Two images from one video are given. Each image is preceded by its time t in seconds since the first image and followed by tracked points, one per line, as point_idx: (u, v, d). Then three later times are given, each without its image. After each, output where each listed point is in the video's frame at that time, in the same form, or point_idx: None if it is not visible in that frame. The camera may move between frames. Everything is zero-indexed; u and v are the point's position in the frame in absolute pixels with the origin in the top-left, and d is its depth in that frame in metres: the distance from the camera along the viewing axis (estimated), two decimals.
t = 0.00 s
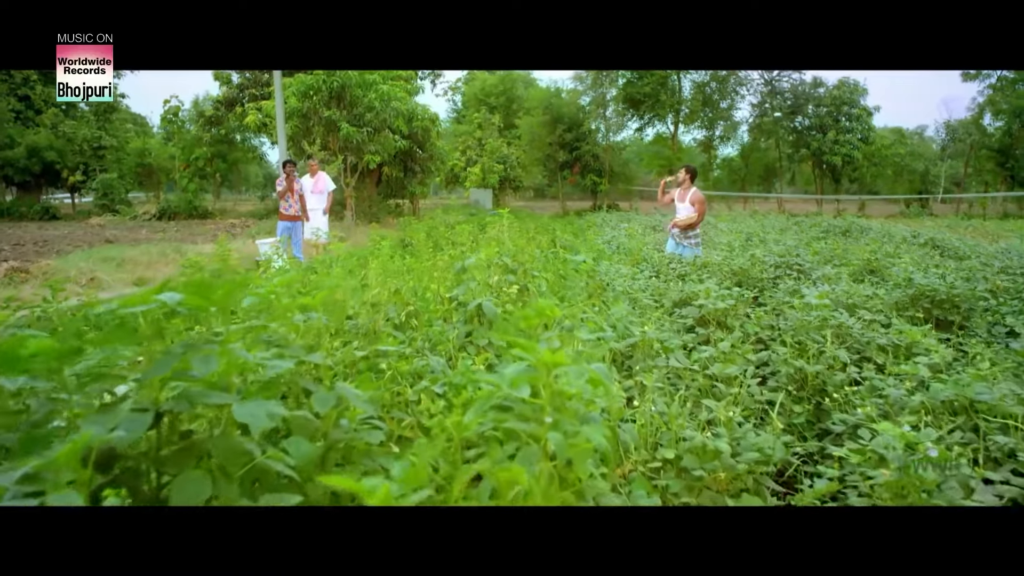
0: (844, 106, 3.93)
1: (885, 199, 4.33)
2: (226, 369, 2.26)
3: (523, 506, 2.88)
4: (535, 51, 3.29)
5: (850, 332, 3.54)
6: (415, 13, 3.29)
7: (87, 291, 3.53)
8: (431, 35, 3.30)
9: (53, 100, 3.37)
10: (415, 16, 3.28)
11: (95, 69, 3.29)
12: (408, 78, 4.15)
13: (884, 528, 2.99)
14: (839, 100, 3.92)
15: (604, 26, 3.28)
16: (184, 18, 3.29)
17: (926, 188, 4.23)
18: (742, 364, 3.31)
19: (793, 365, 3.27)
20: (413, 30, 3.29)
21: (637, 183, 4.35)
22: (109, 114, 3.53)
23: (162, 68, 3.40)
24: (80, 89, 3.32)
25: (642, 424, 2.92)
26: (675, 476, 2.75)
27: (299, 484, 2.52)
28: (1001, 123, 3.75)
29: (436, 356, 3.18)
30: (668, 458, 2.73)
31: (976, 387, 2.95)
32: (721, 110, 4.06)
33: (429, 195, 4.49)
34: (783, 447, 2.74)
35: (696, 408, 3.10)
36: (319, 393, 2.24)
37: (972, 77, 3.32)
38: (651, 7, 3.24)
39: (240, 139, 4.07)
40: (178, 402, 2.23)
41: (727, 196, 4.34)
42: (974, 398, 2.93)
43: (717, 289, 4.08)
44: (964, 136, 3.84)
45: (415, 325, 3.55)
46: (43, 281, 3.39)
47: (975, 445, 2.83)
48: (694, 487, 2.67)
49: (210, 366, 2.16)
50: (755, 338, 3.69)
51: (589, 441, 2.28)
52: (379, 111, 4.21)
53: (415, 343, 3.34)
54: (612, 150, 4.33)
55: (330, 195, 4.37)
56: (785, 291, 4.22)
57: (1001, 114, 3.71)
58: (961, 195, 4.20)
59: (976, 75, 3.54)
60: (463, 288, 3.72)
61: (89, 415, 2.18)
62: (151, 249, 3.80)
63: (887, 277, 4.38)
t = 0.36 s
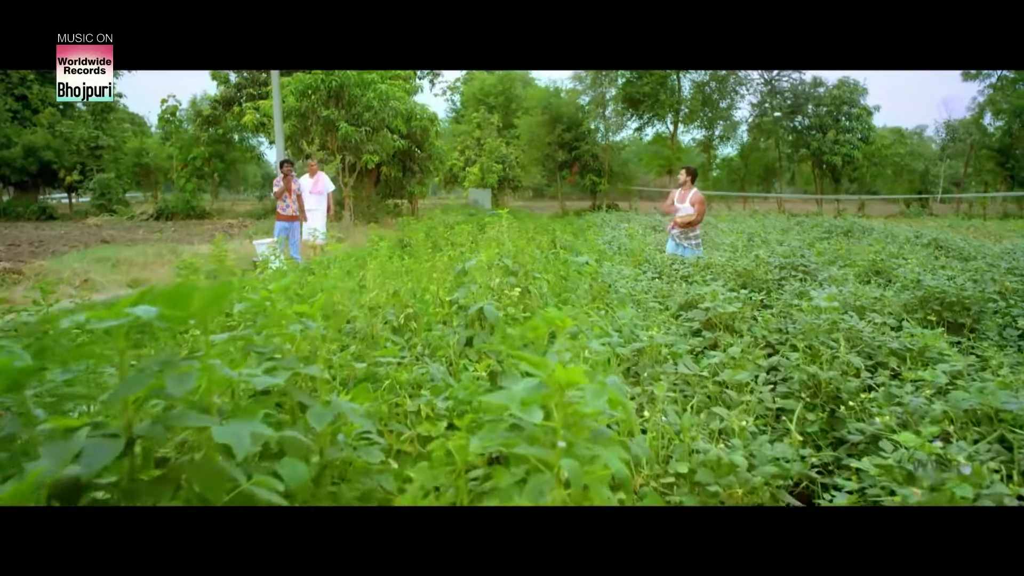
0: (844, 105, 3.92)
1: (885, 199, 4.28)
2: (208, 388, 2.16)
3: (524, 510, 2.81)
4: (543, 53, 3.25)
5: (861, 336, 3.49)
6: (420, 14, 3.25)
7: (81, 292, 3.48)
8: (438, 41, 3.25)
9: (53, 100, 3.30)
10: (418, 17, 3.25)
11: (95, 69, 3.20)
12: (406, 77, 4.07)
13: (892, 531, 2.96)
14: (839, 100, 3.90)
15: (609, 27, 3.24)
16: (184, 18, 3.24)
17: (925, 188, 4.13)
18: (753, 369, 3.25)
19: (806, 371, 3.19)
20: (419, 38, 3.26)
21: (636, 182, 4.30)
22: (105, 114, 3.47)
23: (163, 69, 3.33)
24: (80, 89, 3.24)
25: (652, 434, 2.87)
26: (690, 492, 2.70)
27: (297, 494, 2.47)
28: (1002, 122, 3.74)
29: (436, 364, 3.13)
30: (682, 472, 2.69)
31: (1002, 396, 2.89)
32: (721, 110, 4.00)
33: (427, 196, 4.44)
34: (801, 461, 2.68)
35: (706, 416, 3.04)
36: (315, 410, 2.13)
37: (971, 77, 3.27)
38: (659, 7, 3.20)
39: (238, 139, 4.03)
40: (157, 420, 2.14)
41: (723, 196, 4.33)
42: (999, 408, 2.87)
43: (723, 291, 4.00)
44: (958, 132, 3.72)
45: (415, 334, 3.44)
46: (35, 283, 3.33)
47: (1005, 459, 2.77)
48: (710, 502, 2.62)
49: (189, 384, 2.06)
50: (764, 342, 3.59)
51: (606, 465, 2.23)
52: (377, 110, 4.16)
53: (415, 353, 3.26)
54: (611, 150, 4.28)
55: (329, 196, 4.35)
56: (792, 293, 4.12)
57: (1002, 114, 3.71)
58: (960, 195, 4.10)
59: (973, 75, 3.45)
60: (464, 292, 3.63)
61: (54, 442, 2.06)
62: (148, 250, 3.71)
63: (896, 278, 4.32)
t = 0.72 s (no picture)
0: (844, 105, 3.84)
1: (884, 199, 4.19)
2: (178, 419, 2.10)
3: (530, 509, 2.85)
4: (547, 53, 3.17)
5: (876, 341, 3.43)
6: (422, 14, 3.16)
7: (74, 293, 3.49)
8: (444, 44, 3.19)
9: (52, 99, 3.30)
10: (420, 17, 3.17)
11: (96, 69, 3.17)
12: (405, 76, 4.11)
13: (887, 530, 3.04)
14: (843, 99, 3.79)
15: (619, 25, 3.17)
16: (184, 17, 3.17)
17: (925, 188, 4.12)
18: (768, 378, 3.20)
19: (824, 380, 3.12)
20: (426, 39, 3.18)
21: (635, 182, 4.16)
22: (104, 113, 3.44)
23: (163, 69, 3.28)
24: (80, 89, 3.21)
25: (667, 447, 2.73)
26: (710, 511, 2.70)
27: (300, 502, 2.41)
28: (1003, 122, 3.74)
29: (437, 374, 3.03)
30: (701, 490, 2.60)
31: None
32: (721, 110, 3.93)
33: (426, 195, 4.36)
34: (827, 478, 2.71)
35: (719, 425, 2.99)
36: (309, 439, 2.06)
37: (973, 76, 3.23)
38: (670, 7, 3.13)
39: (235, 139, 3.98)
40: (124, 449, 2.09)
41: (721, 197, 4.23)
42: None
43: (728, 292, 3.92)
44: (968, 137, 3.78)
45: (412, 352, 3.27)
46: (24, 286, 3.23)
47: None
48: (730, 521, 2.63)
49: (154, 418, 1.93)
50: (775, 346, 3.58)
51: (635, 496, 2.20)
52: (376, 110, 4.16)
53: (415, 363, 3.20)
54: (611, 150, 4.19)
55: (331, 196, 4.28)
56: (801, 295, 4.06)
57: (1003, 113, 3.71)
58: (960, 196, 4.09)
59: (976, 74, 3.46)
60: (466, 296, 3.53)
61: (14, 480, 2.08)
62: (143, 250, 3.67)
63: (908, 280, 4.26)
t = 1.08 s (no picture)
0: (846, 104, 3.77)
1: (884, 199, 4.15)
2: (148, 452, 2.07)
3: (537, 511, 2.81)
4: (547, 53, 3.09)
5: (892, 346, 3.34)
6: (421, 12, 3.05)
7: (69, 296, 3.48)
8: (440, 45, 3.09)
9: (51, 98, 3.27)
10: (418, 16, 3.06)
11: (95, 69, 3.10)
12: (405, 75, 4.04)
13: (908, 543, 2.85)
14: (843, 99, 3.72)
15: (634, 24, 3.07)
16: (185, 17, 3.08)
17: (926, 188, 4.06)
18: (783, 387, 3.12)
19: (843, 389, 3.03)
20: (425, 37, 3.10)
21: (636, 182, 4.07)
22: (102, 112, 3.35)
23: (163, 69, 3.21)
24: (80, 89, 3.15)
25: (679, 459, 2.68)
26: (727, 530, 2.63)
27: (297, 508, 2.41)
28: (1004, 123, 3.62)
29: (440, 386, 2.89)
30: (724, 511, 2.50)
31: None
32: (721, 109, 3.86)
33: (426, 195, 4.27)
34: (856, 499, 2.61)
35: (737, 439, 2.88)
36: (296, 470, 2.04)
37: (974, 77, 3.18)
38: (682, 7, 3.06)
39: (235, 139, 3.91)
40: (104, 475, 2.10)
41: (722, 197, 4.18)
42: None
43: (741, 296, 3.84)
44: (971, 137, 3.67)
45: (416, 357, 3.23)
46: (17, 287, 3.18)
47: None
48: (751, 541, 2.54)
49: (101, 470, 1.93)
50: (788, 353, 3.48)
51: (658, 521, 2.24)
52: (375, 109, 4.10)
53: (416, 367, 3.12)
54: (611, 150, 4.10)
55: (331, 195, 4.21)
56: (810, 298, 4.01)
57: (1004, 113, 3.59)
58: (961, 196, 4.05)
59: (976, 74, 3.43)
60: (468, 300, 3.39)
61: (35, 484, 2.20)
62: (140, 250, 3.77)
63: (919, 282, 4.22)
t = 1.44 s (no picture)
0: (847, 104, 3.69)
1: (884, 198, 4.13)
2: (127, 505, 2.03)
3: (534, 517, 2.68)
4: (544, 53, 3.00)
5: (914, 353, 3.20)
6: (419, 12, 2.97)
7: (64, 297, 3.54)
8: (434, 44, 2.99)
9: (50, 98, 3.15)
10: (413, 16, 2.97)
11: (96, 69, 3.03)
12: (405, 73, 3.96)
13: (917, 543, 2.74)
14: (844, 99, 3.63)
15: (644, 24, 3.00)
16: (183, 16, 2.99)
17: (926, 188, 3.93)
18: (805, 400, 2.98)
19: (870, 402, 2.92)
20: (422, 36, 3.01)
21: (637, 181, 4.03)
22: (100, 111, 3.24)
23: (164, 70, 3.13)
24: (80, 89, 3.08)
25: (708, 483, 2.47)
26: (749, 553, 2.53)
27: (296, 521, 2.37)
28: (1007, 122, 3.47)
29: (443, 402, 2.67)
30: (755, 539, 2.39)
31: None
32: (722, 109, 3.77)
33: (426, 195, 4.19)
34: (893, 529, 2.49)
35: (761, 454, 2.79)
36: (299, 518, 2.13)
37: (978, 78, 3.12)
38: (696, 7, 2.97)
39: (234, 138, 3.81)
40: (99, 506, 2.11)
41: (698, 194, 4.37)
42: None
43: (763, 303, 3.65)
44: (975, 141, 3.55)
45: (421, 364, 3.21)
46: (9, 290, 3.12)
47: None
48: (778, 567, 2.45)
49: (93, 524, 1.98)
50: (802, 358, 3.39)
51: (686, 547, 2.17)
52: (376, 108, 4.02)
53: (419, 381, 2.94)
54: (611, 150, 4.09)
55: (328, 196, 4.24)
56: (822, 301, 3.94)
57: (1008, 112, 3.44)
58: (962, 195, 3.89)
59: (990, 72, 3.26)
60: (474, 306, 3.15)
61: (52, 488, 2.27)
62: (136, 252, 3.75)
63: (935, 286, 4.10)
